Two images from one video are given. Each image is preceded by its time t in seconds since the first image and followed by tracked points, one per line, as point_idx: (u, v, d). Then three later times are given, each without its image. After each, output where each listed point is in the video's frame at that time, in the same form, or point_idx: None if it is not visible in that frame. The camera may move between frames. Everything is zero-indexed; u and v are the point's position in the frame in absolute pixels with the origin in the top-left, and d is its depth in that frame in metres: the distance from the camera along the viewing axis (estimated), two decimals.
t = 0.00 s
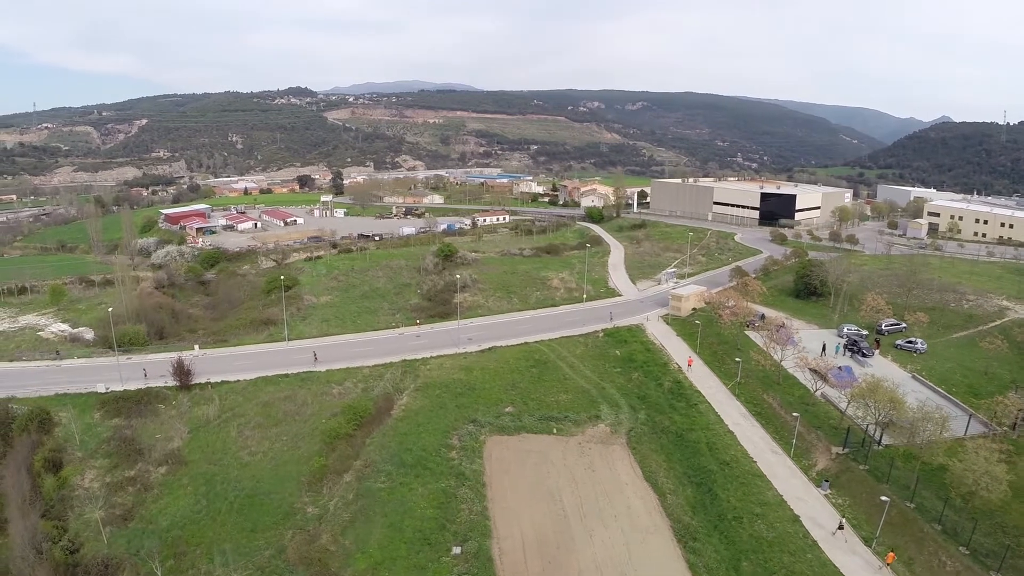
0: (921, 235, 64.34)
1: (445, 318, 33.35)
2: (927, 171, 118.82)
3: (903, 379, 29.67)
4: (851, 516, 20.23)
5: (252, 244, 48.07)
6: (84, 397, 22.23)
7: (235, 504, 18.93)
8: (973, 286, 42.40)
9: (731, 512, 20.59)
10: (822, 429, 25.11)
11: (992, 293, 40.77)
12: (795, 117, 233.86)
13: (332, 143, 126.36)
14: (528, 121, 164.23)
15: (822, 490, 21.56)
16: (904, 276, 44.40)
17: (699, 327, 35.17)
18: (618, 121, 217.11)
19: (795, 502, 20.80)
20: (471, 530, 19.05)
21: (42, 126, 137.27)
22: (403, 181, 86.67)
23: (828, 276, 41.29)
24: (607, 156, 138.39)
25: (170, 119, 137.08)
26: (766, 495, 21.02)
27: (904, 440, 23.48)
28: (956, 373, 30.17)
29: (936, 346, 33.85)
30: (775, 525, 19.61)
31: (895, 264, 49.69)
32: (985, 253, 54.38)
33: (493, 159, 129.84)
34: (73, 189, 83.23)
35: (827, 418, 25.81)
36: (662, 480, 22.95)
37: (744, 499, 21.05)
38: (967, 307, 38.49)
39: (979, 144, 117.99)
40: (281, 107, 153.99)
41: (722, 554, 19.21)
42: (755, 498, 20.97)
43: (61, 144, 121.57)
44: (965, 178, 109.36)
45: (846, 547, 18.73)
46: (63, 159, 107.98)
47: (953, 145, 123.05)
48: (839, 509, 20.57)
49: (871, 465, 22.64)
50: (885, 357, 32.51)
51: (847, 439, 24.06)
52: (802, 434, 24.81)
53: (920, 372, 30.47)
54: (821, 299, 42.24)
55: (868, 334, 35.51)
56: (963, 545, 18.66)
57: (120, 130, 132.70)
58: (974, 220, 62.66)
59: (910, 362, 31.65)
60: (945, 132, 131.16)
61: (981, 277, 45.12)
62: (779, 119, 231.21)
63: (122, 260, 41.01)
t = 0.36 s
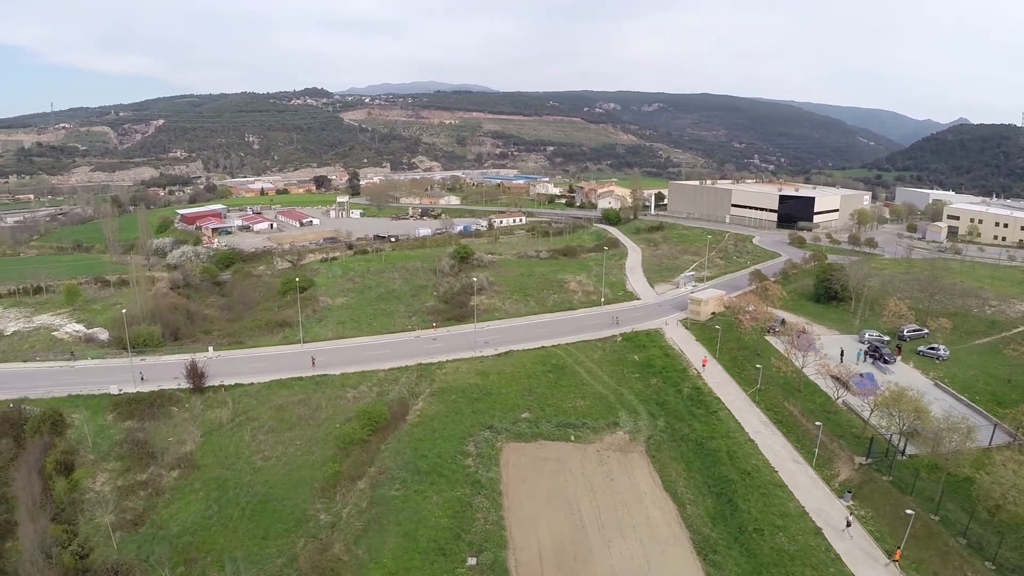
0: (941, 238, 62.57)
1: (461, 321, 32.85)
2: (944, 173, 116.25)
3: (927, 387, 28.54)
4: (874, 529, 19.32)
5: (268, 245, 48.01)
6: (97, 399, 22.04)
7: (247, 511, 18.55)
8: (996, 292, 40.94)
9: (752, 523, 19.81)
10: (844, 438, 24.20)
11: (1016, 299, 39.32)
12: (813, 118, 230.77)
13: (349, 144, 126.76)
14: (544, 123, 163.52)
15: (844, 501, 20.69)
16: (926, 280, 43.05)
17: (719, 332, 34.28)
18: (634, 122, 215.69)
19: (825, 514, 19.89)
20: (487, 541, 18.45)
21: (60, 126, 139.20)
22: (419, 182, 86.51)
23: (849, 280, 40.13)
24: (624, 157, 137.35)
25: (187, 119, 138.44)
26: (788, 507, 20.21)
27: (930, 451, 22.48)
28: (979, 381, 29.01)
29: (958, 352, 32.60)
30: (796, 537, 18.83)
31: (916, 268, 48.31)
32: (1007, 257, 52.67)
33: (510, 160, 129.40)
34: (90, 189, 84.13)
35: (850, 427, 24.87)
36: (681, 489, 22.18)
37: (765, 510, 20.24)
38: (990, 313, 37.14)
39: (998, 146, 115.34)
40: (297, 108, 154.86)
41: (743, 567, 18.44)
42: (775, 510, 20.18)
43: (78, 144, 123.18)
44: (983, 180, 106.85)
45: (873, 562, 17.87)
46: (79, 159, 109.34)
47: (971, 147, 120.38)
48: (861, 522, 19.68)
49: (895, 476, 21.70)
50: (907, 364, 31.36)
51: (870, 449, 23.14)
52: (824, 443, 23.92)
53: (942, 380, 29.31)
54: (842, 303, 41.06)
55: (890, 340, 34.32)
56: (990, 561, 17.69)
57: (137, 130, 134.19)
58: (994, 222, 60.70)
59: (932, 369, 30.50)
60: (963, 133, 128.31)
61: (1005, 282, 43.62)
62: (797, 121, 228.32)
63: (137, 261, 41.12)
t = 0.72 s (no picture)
0: (965, 242, 60.63)
1: (482, 323, 32.33)
2: (967, 176, 113.33)
3: (953, 395, 27.34)
4: (899, 541, 18.40)
5: (289, 245, 48.09)
6: (114, 398, 21.92)
7: (263, 514, 18.19)
8: None
9: (775, 534, 18.97)
10: (870, 447, 23.22)
11: None
12: (836, 120, 226.82)
13: (369, 144, 127.32)
14: (564, 124, 162.73)
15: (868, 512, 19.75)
16: (952, 286, 41.56)
17: (742, 337, 33.27)
18: (654, 124, 213.83)
19: (851, 525, 19.03)
20: (506, 549, 17.86)
21: (84, 125, 141.52)
22: (440, 183, 86.36)
23: (873, 285, 38.87)
24: (645, 159, 136.03)
25: (208, 119, 140.22)
26: (811, 517, 19.36)
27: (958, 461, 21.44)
28: (1006, 390, 27.75)
29: (985, 360, 31.26)
30: (820, 549, 17.99)
31: (941, 272, 46.75)
32: None
33: (531, 162, 128.89)
34: (111, 187, 85.46)
35: (875, 436, 23.88)
36: (704, 498, 21.38)
37: (788, 520, 19.41)
38: (1018, 320, 35.65)
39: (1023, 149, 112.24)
40: (318, 108, 156.08)
41: None
42: (797, 520, 19.28)
43: (101, 143, 125.39)
44: (1007, 184, 103.96)
45: None
46: (100, 157, 111.15)
47: (995, 150, 117.41)
48: (885, 533, 18.75)
49: (921, 487, 20.77)
50: (932, 371, 30.08)
51: (896, 459, 22.19)
52: (848, 452, 22.95)
53: (968, 388, 28.05)
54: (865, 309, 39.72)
55: (914, 346, 32.98)
56: None
57: (158, 130, 136.11)
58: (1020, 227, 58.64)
59: (958, 377, 29.25)
60: (986, 136, 125.08)
61: None
62: (821, 122, 224.55)
63: (156, 260, 41.38)
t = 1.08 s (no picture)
0: (990, 246, 58.45)
1: (502, 325, 31.79)
2: (992, 179, 110.11)
3: (982, 403, 26.15)
4: (927, 554, 17.50)
5: (309, 244, 48.06)
6: (132, 397, 21.83)
7: (279, 518, 17.85)
8: None
9: (800, 545, 18.13)
10: (897, 456, 22.21)
11: None
12: (860, 121, 222.43)
13: (391, 143, 127.69)
14: (586, 124, 161.61)
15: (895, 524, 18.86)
16: (979, 291, 40.00)
17: (766, 341, 32.24)
18: (676, 125, 211.64)
19: (887, 540, 18.05)
20: (525, 558, 17.28)
21: (108, 123, 144.00)
22: (461, 182, 86.09)
23: (900, 289, 37.42)
24: (667, 159, 134.47)
25: (231, 118, 141.84)
26: (837, 528, 18.49)
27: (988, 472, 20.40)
28: None
29: (1014, 368, 29.84)
30: (847, 562, 17.14)
31: (967, 277, 45.10)
32: None
33: (552, 162, 128.20)
34: (133, 186, 86.67)
35: (901, 444, 22.86)
36: (728, 507, 20.57)
37: (813, 531, 18.57)
38: None
39: None
40: (339, 107, 157.07)
41: None
42: (824, 532, 18.38)
43: (124, 141, 127.43)
44: None
45: None
46: (123, 155, 112.91)
47: (1021, 153, 114.12)
48: (912, 545, 17.88)
49: (949, 498, 19.82)
50: (958, 379, 28.75)
51: (923, 469, 21.18)
52: (876, 462, 21.93)
53: (996, 397, 26.78)
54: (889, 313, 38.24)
55: (939, 353, 31.60)
56: None
57: (180, 129, 137.95)
58: None
59: (985, 386, 27.93)
60: (1012, 138, 121.64)
61: None
62: (847, 123, 220.22)
63: (176, 259, 41.60)
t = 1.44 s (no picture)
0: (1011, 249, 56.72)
1: (518, 327, 31.32)
2: (1011, 182, 107.59)
3: (1006, 411, 25.12)
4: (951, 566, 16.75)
5: (325, 244, 47.97)
6: (144, 399, 21.71)
7: (291, 523, 17.52)
8: None
9: (822, 556, 17.45)
10: (919, 463, 21.39)
11: None
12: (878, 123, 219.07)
13: (407, 144, 127.87)
14: (602, 125, 160.71)
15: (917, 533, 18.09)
16: (1001, 296, 38.73)
17: (786, 346, 31.35)
18: (692, 125, 209.89)
19: (917, 552, 17.32)
20: (542, 567, 16.76)
21: (125, 124, 145.75)
22: (476, 183, 85.77)
23: (920, 293, 36.21)
24: (682, 160, 133.21)
25: (248, 118, 142.99)
26: (860, 538, 17.78)
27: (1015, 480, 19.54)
28: None
29: None
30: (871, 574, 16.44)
31: (989, 280, 43.76)
32: None
33: (568, 163, 127.60)
34: (149, 185, 87.47)
35: (923, 452, 22.02)
36: (748, 516, 19.89)
37: (834, 541, 17.88)
38: None
39: None
40: (355, 108, 157.70)
41: None
42: (847, 543, 17.68)
43: (141, 141, 128.88)
44: None
45: None
46: (139, 155, 114.15)
47: None
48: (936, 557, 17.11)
49: (973, 508, 19.01)
50: (980, 385, 27.72)
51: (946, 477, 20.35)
52: (898, 470, 21.13)
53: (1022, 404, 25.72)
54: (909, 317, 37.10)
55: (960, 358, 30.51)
56: None
57: (196, 130, 139.34)
58: None
59: (1008, 392, 26.89)
60: None
61: None
62: (867, 124, 216.88)
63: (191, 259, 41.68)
